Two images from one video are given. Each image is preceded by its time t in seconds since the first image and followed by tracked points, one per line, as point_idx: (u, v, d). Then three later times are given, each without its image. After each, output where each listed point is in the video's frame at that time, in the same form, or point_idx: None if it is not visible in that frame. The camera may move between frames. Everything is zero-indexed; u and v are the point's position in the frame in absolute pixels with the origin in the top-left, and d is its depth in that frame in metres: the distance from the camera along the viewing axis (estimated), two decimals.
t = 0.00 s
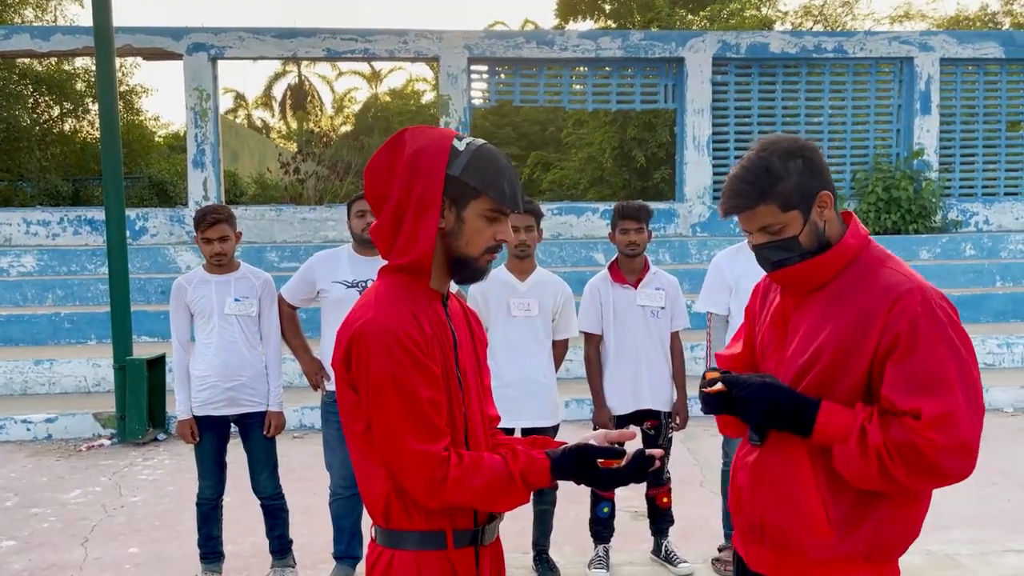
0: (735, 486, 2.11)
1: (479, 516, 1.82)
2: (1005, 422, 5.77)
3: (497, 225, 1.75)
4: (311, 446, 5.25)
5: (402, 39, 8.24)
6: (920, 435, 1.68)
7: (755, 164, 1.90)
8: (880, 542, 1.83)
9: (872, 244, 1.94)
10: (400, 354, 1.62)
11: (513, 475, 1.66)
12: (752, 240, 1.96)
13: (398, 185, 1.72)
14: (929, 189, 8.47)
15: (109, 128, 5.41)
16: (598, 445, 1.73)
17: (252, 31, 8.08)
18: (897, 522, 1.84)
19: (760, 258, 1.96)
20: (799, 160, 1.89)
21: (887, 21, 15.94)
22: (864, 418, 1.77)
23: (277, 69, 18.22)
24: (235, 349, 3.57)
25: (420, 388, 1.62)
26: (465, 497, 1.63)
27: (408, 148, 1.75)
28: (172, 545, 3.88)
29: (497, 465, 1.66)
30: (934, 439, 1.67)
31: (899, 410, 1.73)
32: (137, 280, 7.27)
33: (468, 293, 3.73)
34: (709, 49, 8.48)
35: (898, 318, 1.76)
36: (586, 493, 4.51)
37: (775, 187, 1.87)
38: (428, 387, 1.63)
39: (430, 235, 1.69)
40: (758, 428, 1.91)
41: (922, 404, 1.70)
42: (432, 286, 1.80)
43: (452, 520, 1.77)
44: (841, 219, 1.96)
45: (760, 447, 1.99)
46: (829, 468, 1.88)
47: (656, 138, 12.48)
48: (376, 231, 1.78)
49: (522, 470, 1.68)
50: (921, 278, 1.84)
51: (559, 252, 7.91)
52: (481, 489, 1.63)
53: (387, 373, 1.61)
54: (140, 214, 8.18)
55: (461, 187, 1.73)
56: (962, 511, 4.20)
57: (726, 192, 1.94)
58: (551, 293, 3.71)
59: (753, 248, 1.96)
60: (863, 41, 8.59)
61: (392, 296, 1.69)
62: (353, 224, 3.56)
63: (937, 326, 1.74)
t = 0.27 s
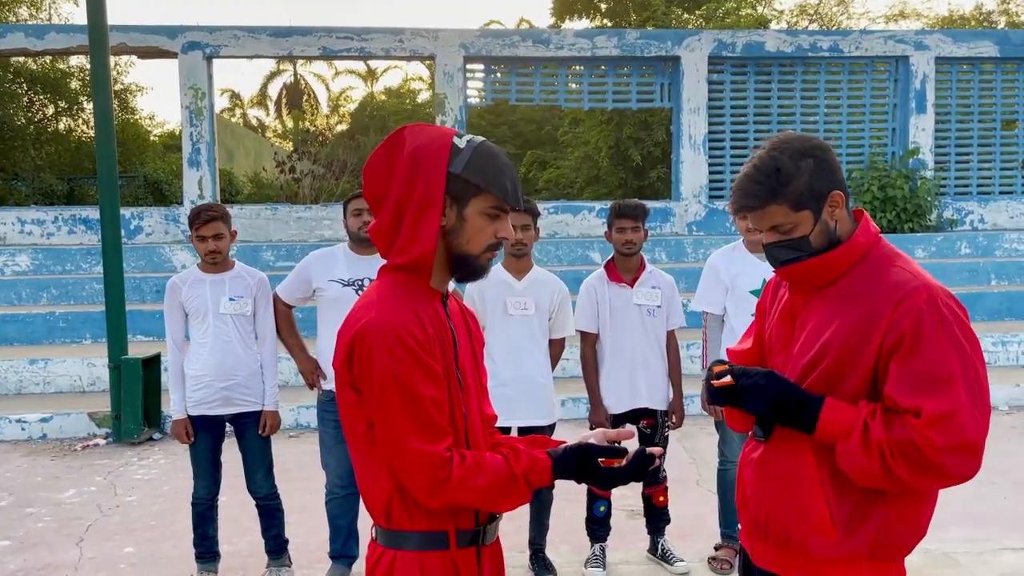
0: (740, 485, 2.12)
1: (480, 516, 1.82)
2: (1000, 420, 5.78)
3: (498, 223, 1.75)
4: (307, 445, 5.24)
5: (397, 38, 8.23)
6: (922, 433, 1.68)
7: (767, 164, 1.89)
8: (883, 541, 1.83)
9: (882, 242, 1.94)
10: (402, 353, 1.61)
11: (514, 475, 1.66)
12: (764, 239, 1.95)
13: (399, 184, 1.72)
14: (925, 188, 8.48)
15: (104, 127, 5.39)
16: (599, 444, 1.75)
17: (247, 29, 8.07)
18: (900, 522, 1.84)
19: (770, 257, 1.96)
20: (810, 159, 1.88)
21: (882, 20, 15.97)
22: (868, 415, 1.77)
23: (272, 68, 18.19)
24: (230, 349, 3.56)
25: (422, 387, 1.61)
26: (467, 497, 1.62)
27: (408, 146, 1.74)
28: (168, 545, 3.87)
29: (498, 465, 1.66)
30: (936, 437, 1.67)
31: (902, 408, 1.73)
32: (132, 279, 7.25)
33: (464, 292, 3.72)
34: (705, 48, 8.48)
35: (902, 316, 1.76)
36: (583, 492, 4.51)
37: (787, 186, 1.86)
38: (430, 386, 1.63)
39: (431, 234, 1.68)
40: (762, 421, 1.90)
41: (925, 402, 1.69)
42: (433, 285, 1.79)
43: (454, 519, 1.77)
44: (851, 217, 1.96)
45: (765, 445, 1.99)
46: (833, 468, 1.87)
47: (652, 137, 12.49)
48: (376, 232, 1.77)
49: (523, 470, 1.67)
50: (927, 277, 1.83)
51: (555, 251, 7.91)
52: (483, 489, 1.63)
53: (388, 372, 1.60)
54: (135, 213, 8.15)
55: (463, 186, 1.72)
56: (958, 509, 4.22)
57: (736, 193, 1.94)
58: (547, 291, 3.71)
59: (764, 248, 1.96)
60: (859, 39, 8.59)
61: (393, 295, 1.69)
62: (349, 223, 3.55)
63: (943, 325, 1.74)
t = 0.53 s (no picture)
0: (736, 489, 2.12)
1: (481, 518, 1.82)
2: (998, 423, 5.79)
3: (499, 225, 1.75)
4: (305, 447, 5.24)
5: (396, 40, 8.24)
6: (919, 434, 1.68)
7: (759, 169, 1.89)
8: (880, 543, 1.83)
9: (872, 245, 1.94)
10: (405, 354, 1.62)
11: (514, 477, 1.66)
12: (754, 245, 1.95)
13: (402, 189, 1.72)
14: (923, 191, 8.49)
15: (103, 130, 5.39)
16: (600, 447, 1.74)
17: (246, 32, 8.08)
18: (896, 524, 1.84)
19: (762, 262, 1.96)
20: (800, 164, 1.89)
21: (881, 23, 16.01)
22: (864, 414, 1.76)
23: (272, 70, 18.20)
24: (227, 352, 3.56)
25: (423, 389, 1.62)
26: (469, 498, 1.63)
27: (410, 150, 1.74)
28: (166, 547, 3.87)
29: (499, 467, 1.66)
30: (933, 437, 1.67)
31: (898, 410, 1.73)
32: (130, 281, 7.26)
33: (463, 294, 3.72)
34: (703, 51, 8.51)
35: (895, 318, 1.77)
36: (581, 495, 4.51)
37: (778, 192, 1.86)
38: (432, 388, 1.63)
39: (434, 238, 1.69)
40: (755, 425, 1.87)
41: (921, 402, 1.70)
42: (436, 288, 1.80)
43: (455, 521, 1.77)
44: (840, 220, 1.97)
45: (760, 450, 1.99)
46: (828, 471, 1.88)
47: (651, 140, 12.50)
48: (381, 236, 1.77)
49: (524, 471, 1.68)
50: (919, 279, 1.84)
51: (553, 253, 7.91)
52: (484, 490, 1.63)
53: (391, 373, 1.60)
54: (133, 215, 8.15)
55: (465, 189, 1.72)
56: (955, 512, 4.22)
57: (726, 198, 1.94)
58: (545, 294, 3.71)
59: (756, 254, 1.96)
60: (857, 43, 8.61)
61: (395, 298, 1.69)
62: (347, 224, 3.56)
63: (936, 326, 1.75)
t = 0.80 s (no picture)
0: (733, 495, 2.11)
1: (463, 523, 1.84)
2: (1002, 429, 5.77)
3: (480, 222, 1.78)
4: (308, 450, 5.24)
5: (401, 43, 8.25)
6: (918, 441, 1.67)
7: (762, 175, 1.88)
8: (877, 550, 1.83)
9: (865, 248, 1.94)
10: (413, 359, 1.61)
11: (509, 480, 1.68)
12: (755, 250, 1.95)
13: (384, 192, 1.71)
14: (927, 196, 8.48)
15: (107, 132, 5.40)
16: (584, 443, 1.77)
17: (251, 34, 8.10)
18: (892, 530, 1.84)
19: (761, 268, 1.95)
20: (809, 170, 1.89)
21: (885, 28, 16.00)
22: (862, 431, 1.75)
23: (276, 72, 18.24)
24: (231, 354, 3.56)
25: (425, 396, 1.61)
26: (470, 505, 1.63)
27: (386, 151, 1.73)
28: (168, 550, 3.87)
29: (495, 472, 1.68)
30: (933, 445, 1.67)
31: (894, 416, 1.72)
32: (134, 283, 7.26)
33: (467, 298, 3.72)
34: (707, 55, 8.51)
35: (890, 323, 1.76)
36: (583, 499, 4.51)
37: (788, 198, 1.85)
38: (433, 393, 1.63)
39: (424, 237, 1.70)
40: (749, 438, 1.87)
41: (919, 409, 1.69)
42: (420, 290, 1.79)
43: (445, 528, 1.79)
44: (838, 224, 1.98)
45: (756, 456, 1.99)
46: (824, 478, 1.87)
47: (654, 144, 12.51)
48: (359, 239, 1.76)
49: (517, 475, 1.70)
50: (913, 283, 1.84)
51: (556, 257, 7.92)
52: (483, 497, 1.64)
53: (395, 380, 1.59)
54: (137, 217, 8.17)
55: (449, 186, 1.73)
56: (959, 518, 4.21)
57: (730, 203, 1.92)
58: (550, 298, 3.71)
59: (757, 259, 1.95)
60: (862, 48, 8.61)
61: (386, 302, 1.67)
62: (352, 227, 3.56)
63: (930, 331, 1.74)
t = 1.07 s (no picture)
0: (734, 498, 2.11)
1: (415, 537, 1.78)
2: (1003, 430, 5.77)
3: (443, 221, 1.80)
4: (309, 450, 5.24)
5: (403, 44, 8.25)
6: (891, 449, 1.67)
7: (754, 169, 1.93)
8: (867, 555, 1.83)
9: (868, 250, 1.93)
10: (409, 371, 1.56)
11: (477, 488, 1.69)
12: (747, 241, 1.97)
13: (355, 192, 1.67)
14: (929, 198, 8.48)
15: (110, 131, 5.41)
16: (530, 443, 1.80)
17: (253, 35, 8.10)
18: (883, 537, 1.83)
19: (752, 259, 1.97)
20: (799, 167, 1.89)
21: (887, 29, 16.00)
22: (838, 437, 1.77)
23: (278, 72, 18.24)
24: (234, 354, 3.57)
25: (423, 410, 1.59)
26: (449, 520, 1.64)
27: (363, 148, 1.68)
28: (170, 549, 3.87)
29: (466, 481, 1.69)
30: (903, 453, 1.67)
31: (871, 421, 1.73)
32: (136, 283, 7.27)
33: (469, 298, 3.73)
34: (709, 56, 8.51)
35: (876, 328, 1.76)
36: (585, 499, 4.51)
37: (770, 191, 1.88)
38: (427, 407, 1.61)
39: (402, 239, 1.67)
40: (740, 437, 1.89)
41: (893, 415, 1.69)
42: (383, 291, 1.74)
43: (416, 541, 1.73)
44: (840, 226, 1.94)
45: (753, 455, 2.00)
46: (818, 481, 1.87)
47: (656, 144, 12.52)
48: (321, 237, 1.72)
49: (484, 483, 1.71)
50: (909, 287, 1.82)
51: (558, 257, 7.92)
52: (460, 509, 1.65)
53: (397, 397, 1.54)
54: (140, 216, 8.17)
55: (424, 186, 1.73)
56: (960, 519, 4.21)
57: (725, 193, 1.98)
58: (551, 298, 3.71)
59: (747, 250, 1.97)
60: (864, 49, 8.62)
61: (361, 313, 1.62)
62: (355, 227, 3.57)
63: (918, 338, 1.72)
